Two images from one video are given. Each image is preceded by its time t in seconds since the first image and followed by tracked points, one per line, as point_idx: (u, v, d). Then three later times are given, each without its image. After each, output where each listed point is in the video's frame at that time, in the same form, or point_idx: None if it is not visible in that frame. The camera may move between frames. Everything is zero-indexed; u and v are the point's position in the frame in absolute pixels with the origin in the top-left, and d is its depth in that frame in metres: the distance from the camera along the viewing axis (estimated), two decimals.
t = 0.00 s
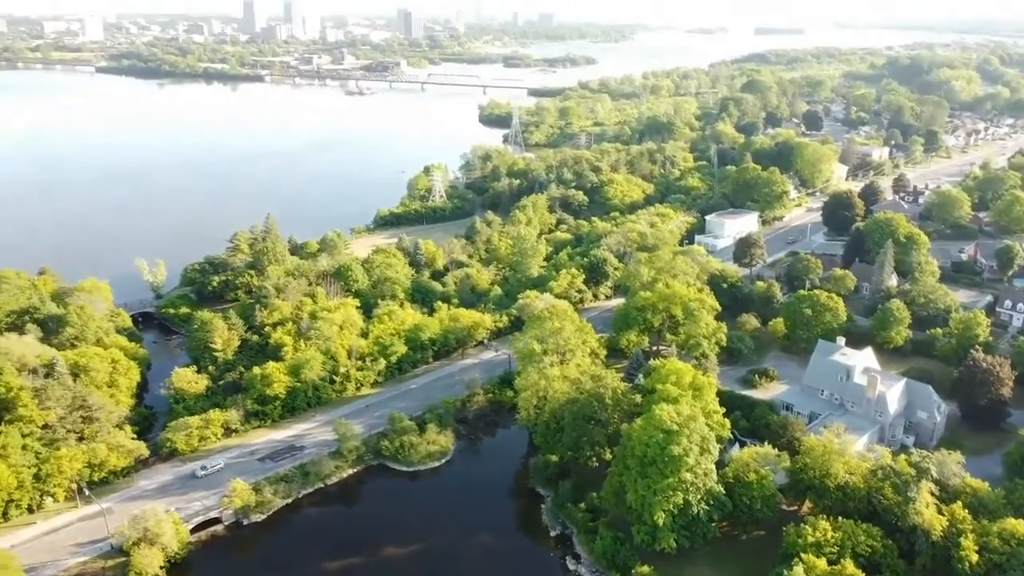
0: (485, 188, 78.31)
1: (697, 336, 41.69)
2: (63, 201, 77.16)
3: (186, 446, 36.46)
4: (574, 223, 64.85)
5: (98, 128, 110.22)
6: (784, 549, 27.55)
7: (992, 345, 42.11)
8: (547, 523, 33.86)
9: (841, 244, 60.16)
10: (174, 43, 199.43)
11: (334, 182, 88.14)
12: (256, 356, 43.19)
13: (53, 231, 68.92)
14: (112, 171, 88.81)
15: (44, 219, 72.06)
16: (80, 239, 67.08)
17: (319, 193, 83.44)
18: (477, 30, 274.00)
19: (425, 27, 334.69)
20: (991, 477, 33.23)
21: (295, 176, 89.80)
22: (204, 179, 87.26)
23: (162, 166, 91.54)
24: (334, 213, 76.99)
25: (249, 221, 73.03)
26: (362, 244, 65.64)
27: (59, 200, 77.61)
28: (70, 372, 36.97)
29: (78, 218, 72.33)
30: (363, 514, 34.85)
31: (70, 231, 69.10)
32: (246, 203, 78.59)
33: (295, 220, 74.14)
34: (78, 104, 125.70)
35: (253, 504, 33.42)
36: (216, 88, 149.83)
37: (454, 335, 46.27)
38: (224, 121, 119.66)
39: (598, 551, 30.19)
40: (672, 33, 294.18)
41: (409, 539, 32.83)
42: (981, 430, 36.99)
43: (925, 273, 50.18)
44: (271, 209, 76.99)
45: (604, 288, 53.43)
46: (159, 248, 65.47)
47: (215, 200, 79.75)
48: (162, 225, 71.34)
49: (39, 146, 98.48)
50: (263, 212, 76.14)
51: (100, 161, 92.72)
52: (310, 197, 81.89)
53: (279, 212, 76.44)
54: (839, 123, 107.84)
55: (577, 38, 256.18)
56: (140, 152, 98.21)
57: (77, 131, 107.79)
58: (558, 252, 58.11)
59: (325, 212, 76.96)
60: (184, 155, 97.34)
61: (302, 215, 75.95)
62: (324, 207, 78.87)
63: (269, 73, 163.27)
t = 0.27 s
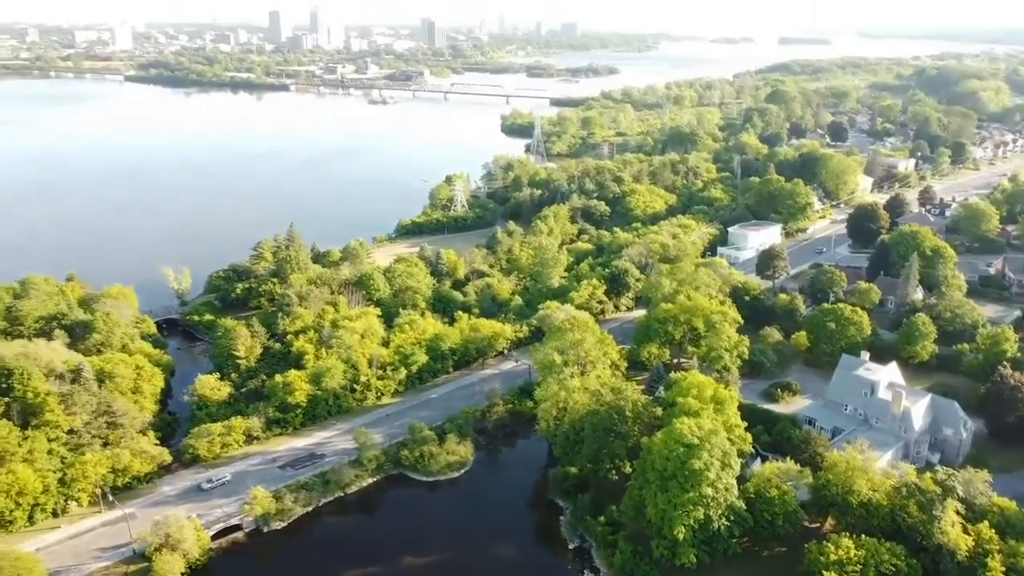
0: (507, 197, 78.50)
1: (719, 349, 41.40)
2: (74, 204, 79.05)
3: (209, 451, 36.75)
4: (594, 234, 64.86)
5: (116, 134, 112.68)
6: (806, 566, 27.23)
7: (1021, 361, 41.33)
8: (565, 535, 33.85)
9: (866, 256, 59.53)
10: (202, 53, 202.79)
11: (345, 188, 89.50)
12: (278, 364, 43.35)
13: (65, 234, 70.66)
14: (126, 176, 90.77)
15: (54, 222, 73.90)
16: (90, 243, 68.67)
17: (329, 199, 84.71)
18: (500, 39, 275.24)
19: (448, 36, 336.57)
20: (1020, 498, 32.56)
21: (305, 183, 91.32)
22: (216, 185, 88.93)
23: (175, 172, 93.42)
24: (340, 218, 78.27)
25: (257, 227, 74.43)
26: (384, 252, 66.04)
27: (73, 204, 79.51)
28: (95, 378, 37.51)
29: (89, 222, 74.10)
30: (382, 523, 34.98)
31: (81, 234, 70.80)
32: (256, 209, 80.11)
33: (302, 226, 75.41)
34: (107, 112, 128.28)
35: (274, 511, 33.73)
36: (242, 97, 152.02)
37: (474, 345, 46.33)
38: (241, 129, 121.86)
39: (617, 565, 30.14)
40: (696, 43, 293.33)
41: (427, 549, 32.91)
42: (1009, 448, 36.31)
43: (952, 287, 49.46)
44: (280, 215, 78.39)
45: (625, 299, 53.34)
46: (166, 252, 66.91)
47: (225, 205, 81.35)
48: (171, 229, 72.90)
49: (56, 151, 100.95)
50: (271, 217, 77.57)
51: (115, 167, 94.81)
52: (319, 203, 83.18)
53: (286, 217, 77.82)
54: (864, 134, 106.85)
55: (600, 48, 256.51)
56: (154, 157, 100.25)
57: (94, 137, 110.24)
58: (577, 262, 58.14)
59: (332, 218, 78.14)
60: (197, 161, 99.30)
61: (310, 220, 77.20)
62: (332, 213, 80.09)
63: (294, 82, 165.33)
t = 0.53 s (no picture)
0: (529, 207, 78.61)
1: (742, 361, 40.97)
2: (92, 210, 80.49)
3: (231, 458, 37.08)
4: (616, 245, 64.77)
5: (128, 140, 115.43)
6: None
7: None
8: (584, 548, 33.68)
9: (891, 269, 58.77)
10: (229, 62, 205.81)
11: (352, 195, 90.96)
12: (299, 372, 43.66)
13: (73, 236, 72.71)
14: (135, 181, 93.04)
15: (61, 224, 75.98)
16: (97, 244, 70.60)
17: (332, 205, 86.30)
18: (523, 49, 275.99)
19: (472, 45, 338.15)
20: None
21: (311, 189, 93.09)
22: (223, 190, 90.91)
23: (183, 177, 95.57)
24: (343, 224, 79.74)
25: (261, 232, 76.10)
26: (406, 261, 66.38)
27: (83, 207, 81.71)
28: (120, 384, 37.74)
29: (96, 224, 76.10)
30: (401, 534, 35.06)
31: (89, 236, 72.80)
32: (261, 214, 81.87)
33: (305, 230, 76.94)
34: (135, 121, 130.58)
35: (294, 519, 33.76)
36: (267, 106, 153.91)
37: (494, 355, 46.39)
38: (252, 136, 124.23)
39: None
40: (720, 53, 292.13)
41: (446, 560, 32.93)
42: None
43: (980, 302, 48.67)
44: (284, 220, 80.06)
45: (647, 310, 53.15)
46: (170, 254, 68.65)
47: (231, 210, 83.19)
48: (175, 232, 74.67)
49: (68, 155, 103.54)
50: (276, 222, 79.28)
51: (125, 171, 97.14)
52: (323, 208, 84.81)
53: (289, 222, 79.43)
54: (890, 145, 105.71)
55: (622, 57, 256.24)
56: (163, 162, 102.62)
57: (107, 142, 112.98)
58: (598, 273, 58.06)
59: (335, 223, 79.65)
60: (204, 167, 101.54)
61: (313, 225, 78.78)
62: (336, 218, 81.58)
63: (319, 91, 167.13)
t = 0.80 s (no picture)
0: (551, 218, 78.48)
1: (764, 375, 40.42)
2: (112, 216, 81.47)
3: (253, 466, 37.00)
4: (639, 256, 64.29)
5: (141, 145, 117.89)
6: None
7: None
8: (604, 562, 33.51)
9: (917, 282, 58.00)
10: (255, 71, 208.27)
11: (357, 201, 92.42)
12: (320, 381, 43.53)
13: (81, 237, 74.63)
14: (144, 184, 95.16)
15: (82, 230, 77.10)
16: (103, 246, 72.38)
17: (335, 211, 87.89)
18: (546, 58, 276.43)
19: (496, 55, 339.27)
20: None
21: (316, 195, 94.80)
22: (229, 194, 92.80)
23: (190, 182, 97.60)
24: (345, 229, 81.24)
25: (263, 236, 77.70)
26: (427, 270, 66.57)
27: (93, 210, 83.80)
28: (144, 391, 37.84)
29: (103, 226, 78.10)
30: (419, 545, 35.08)
31: (96, 238, 74.65)
32: (265, 218, 83.57)
33: (307, 235, 78.43)
34: (162, 130, 132.42)
35: (314, 527, 33.72)
36: (292, 115, 155.53)
37: (515, 366, 46.33)
38: (264, 143, 126.36)
39: None
40: (745, 62, 290.22)
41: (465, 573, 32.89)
42: None
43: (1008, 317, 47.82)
44: (287, 225, 81.67)
45: (668, 322, 53.11)
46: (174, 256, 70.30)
47: (236, 214, 84.90)
48: (200, 240, 75.25)
49: (81, 160, 106.04)
50: (279, 227, 80.93)
51: (135, 175, 99.39)
52: (326, 214, 86.40)
53: (292, 227, 81.07)
54: (917, 156, 104.48)
55: (646, 67, 255.78)
56: (173, 167, 104.84)
57: (120, 147, 115.44)
58: (619, 283, 57.71)
59: (337, 228, 81.17)
60: (226, 176, 102.32)
61: (315, 230, 80.35)
62: (339, 224, 83.06)
63: (343, 101, 168.50)
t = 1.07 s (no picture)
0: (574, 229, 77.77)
1: (785, 389, 39.85)
2: (137, 226, 81.36)
3: (274, 474, 36.41)
4: (662, 267, 63.21)
5: (152, 152, 120.28)
6: None
7: None
8: None
9: (943, 296, 57.23)
10: (280, 81, 209.82)
11: (360, 208, 93.55)
12: (342, 391, 42.14)
13: (86, 240, 76.45)
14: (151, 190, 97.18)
15: (106, 239, 76.78)
16: (106, 249, 74.08)
17: (337, 217, 89.10)
18: (569, 68, 276.22)
19: (519, 64, 339.36)
20: None
21: (320, 201, 96.15)
22: (235, 200, 94.45)
23: (197, 187, 99.58)
24: (345, 234, 82.31)
25: (264, 240, 79.04)
26: (448, 280, 66.46)
27: (100, 214, 85.81)
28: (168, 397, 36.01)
29: (127, 236, 77.76)
30: (438, 558, 34.89)
31: (101, 241, 76.41)
32: (268, 223, 84.96)
33: (306, 241, 79.63)
34: (188, 139, 133.52)
35: (334, 537, 33.54)
36: (316, 125, 157.12)
37: (535, 376, 45.08)
38: (288, 153, 126.73)
39: None
40: (770, 72, 287.90)
41: None
42: None
43: None
44: (289, 230, 82.97)
45: (690, 335, 51.96)
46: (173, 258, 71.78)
47: (239, 218, 86.39)
48: (224, 250, 74.81)
49: (99, 168, 107.22)
50: (279, 232, 82.20)
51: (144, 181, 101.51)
52: (329, 220, 87.57)
53: (293, 231, 82.37)
54: (943, 167, 103.36)
55: (669, 77, 254.58)
56: (182, 173, 106.81)
57: (133, 154, 117.81)
58: (643, 296, 56.62)
59: (337, 233, 82.26)
60: (249, 186, 102.26)
61: (315, 235, 81.56)
62: (338, 230, 84.12)
63: (367, 110, 169.02)
